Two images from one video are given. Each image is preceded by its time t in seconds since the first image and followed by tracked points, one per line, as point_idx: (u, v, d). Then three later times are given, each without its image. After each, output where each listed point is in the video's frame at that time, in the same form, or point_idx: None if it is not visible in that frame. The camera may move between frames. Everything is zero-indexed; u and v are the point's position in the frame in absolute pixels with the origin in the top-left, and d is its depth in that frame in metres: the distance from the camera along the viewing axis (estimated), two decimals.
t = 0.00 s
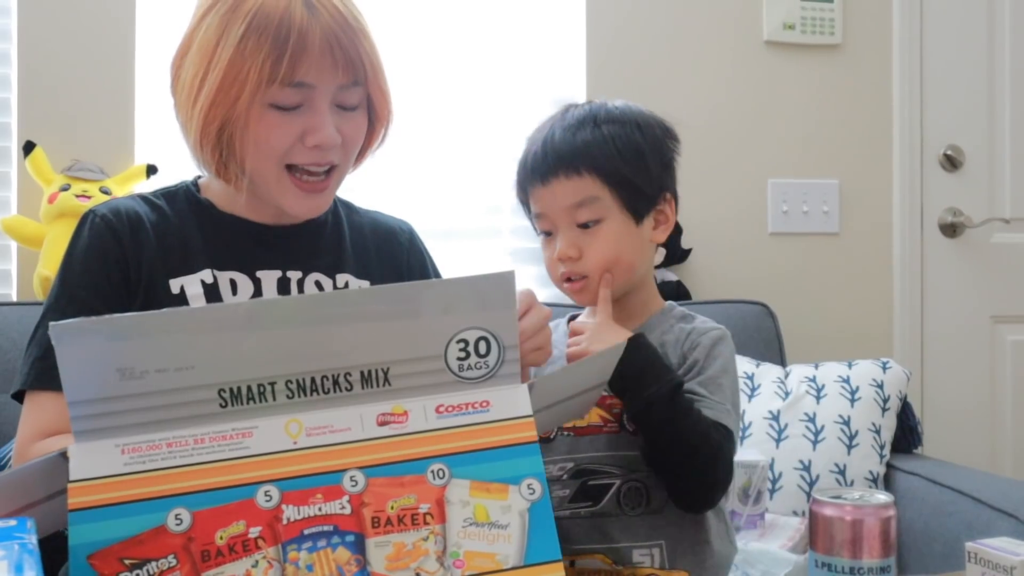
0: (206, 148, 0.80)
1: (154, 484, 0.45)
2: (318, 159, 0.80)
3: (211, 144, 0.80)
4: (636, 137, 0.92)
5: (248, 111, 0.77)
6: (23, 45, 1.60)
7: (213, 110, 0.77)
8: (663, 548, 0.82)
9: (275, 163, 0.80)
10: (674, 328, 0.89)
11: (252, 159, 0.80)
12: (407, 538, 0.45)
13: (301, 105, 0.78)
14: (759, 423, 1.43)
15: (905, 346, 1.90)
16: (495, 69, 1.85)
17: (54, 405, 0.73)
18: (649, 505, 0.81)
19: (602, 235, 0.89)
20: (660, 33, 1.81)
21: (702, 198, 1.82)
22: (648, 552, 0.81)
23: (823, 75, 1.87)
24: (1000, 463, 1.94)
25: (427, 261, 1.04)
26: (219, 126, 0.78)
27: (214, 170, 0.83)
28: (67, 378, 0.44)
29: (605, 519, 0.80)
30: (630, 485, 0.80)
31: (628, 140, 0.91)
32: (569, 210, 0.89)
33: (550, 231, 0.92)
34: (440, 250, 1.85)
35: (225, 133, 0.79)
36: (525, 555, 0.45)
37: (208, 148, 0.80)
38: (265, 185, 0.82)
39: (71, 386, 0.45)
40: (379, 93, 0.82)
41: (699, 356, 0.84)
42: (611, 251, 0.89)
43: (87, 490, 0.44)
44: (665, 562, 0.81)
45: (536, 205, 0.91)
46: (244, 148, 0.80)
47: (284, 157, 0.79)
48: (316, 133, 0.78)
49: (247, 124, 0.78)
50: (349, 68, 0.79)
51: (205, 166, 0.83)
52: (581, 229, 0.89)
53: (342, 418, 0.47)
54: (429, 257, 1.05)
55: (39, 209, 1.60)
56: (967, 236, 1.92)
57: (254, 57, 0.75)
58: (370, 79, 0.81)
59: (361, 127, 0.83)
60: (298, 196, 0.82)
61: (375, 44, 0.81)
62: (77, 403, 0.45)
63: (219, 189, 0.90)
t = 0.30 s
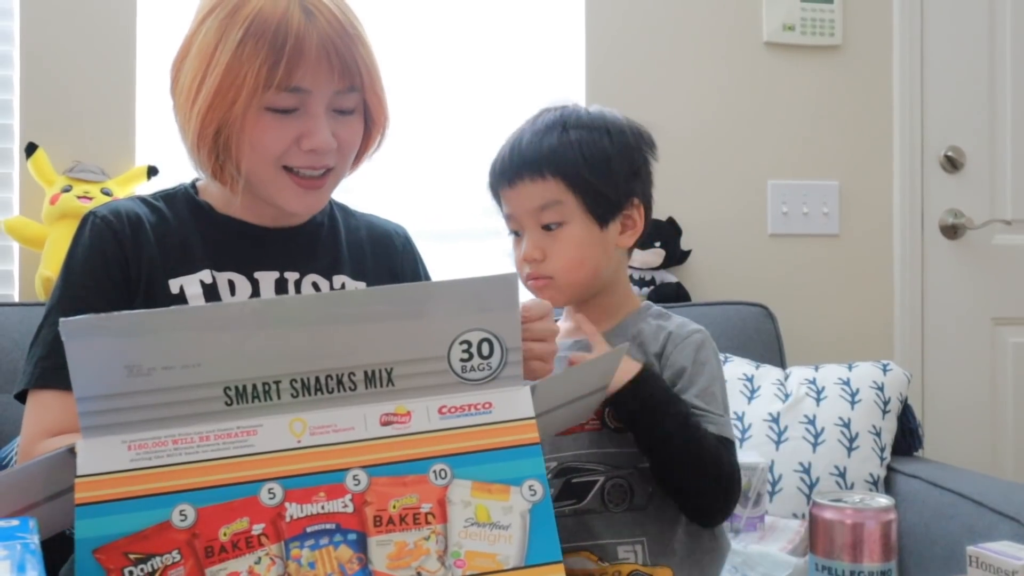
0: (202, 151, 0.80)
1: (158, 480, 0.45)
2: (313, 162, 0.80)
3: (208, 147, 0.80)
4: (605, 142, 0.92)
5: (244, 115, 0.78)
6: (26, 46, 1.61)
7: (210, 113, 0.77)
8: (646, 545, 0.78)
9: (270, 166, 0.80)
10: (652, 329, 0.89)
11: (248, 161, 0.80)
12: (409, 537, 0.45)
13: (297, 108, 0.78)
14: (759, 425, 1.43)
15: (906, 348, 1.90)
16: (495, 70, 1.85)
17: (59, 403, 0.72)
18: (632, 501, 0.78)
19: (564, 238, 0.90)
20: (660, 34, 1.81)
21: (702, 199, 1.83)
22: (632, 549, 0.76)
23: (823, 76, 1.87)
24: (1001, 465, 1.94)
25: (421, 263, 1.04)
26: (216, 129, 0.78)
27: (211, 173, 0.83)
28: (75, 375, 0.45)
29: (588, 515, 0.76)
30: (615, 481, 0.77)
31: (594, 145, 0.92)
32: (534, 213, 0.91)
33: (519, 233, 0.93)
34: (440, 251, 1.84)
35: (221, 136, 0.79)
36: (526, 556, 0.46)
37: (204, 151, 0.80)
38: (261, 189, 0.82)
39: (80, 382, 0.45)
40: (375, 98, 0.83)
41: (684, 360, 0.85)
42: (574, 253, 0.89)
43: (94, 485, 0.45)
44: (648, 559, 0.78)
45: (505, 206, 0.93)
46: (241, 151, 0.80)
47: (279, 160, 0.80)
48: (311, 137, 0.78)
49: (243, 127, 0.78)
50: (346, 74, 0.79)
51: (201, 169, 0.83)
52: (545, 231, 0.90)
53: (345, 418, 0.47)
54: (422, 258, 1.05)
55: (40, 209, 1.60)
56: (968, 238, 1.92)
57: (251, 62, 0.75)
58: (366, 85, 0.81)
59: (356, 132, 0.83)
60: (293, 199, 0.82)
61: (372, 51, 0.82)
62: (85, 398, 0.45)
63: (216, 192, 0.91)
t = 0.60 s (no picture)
0: (206, 153, 0.80)
1: (165, 481, 0.45)
2: (316, 164, 0.80)
3: (212, 150, 0.80)
4: (573, 150, 0.95)
5: (248, 118, 0.78)
6: (32, 48, 1.62)
7: (214, 117, 0.78)
8: (648, 540, 0.88)
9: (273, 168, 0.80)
10: (649, 334, 0.92)
11: (251, 162, 0.80)
12: (414, 538, 0.45)
13: (301, 111, 0.79)
14: (764, 426, 1.43)
15: (912, 349, 1.90)
16: (500, 71, 1.85)
17: (65, 406, 0.73)
18: (635, 499, 0.88)
19: (536, 247, 0.92)
20: (664, 35, 1.82)
21: (707, 200, 1.83)
22: (633, 547, 0.87)
23: (828, 76, 1.87)
24: (1007, 466, 1.94)
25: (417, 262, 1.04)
26: (220, 133, 0.79)
27: (214, 176, 0.83)
28: (83, 376, 0.45)
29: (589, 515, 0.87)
30: (613, 480, 0.87)
31: (562, 155, 0.94)
32: (507, 223, 0.93)
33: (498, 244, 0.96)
34: (446, 252, 1.84)
35: (224, 139, 0.79)
36: (531, 558, 0.46)
37: (208, 154, 0.80)
38: (263, 190, 0.82)
39: (87, 383, 0.45)
40: (377, 101, 0.83)
41: (694, 363, 0.89)
42: (546, 262, 0.92)
43: (102, 485, 0.45)
44: (651, 553, 0.88)
45: (483, 217, 0.96)
46: (244, 154, 0.80)
47: (282, 162, 0.80)
48: (314, 139, 0.78)
49: (247, 130, 0.78)
50: (349, 77, 0.80)
51: (205, 172, 0.83)
52: (518, 241, 0.93)
53: (351, 419, 0.47)
54: (421, 259, 1.05)
55: (47, 210, 1.61)
56: (975, 239, 1.92)
57: (256, 65, 0.76)
58: (368, 88, 0.82)
59: (357, 135, 0.83)
60: (296, 201, 0.82)
61: (374, 54, 0.82)
62: (94, 400, 0.46)
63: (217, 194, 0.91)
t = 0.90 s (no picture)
0: (213, 162, 0.81)
1: (178, 486, 0.46)
2: (322, 175, 0.81)
3: (218, 159, 0.81)
4: (570, 164, 0.95)
5: (255, 128, 0.78)
6: (47, 56, 1.63)
7: (221, 127, 0.78)
8: (666, 544, 0.88)
9: (280, 178, 0.81)
10: (645, 337, 0.93)
11: (258, 173, 0.81)
12: (424, 543, 0.46)
13: (307, 122, 0.79)
14: (774, 432, 1.43)
15: (923, 354, 1.89)
16: (510, 76, 1.86)
17: (77, 412, 0.73)
18: (648, 503, 0.88)
19: (540, 265, 0.92)
20: (674, 40, 1.82)
21: (716, 205, 1.83)
22: (650, 551, 0.88)
23: (838, 81, 1.87)
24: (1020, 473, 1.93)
25: (421, 265, 1.04)
26: (228, 143, 0.79)
27: (221, 184, 0.84)
28: (98, 382, 0.46)
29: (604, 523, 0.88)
30: (624, 487, 0.88)
31: (560, 169, 0.94)
32: (508, 242, 0.93)
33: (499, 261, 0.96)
34: (456, 257, 1.85)
35: (231, 148, 0.80)
36: (541, 564, 0.46)
37: (215, 163, 0.81)
38: (270, 199, 0.83)
39: (102, 389, 0.46)
40: (382, 111, 0.84)
41: (690, 365, 0.89)
42: (550, 281, 0.92)
43: (115, 490, 0.46)
44: (670, 555, 0.88)
45: (482, 237, 0.96)
46: (251, 164, 0.81)
47: (289, 172, 0.80)
48: (321, 150, 0.79)
49: (255, 140, 0.79)
50: (355, 88, 0.81)
51: (212, 181, 0.84)
52: (521, 259, 0.92)
53: (362, 424, 0.48)
54: (426, 266, 1.06)
55: (60, 216, 1.62)
56: (985, 243, 1.91)
57: (264, 76, 0.76)
58: (374, 99, 0.82)
59: (363, 145, 0.84)
60: (302, 211, 0.83)
61: (380, 65, 0.83)
62: (109, 404, 0.46)
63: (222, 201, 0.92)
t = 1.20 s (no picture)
0: (220, 170, 0.81)
1: (190, 495, 0.46)
2: (327, 183, 0.81)
3: (225, 166, 0.81)
4: (571, 174, 0.95)
5: (260, 135, 0.79)
6: (59, 66, 1.64)
7: (227, 134, 0.79)
8: (675, 551, 0.88)
9: (285, 186, 0.81)
10: (647, 344, 0.93)
11: (262, 180, 0.81)
12: (435, 553, 0.46)
13: (312, 130, 0.80)
14: (784, 440, 1.42)
15: (934, 362, 1.88)
16: (519, 85, 1.86)
17: (92, 417, 0.74)
18: (655, 513, 0.88)
19: (544, 276, 0.92)
20: (683, 49, 1.82)
21: (725, 213, 1.83)
22: (660, 559, 0.87)
23: (847, 89, 1.87)
24: None
25: (426, 271, 1.05)
26: (233, 150, 0.79)
27: (228, 193, 0.84)
28: (110, 392, 0.46)
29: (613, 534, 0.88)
30: (631, 497, 0.88)
31: (562, 180, 0.95)
32: (513, 255, 0.93)
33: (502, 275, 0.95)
34: (465, 264, 1.85)
35: (236, 156, 0.80)
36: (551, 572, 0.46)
37: (221, 170, 0.81)
38: (275, 207, 0.83)
39: (115, 398, 0.46)
40: (388, 120, 0.84)
41: (691, 373, 0.89)
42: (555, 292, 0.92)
43: (125, 500, 0.46)
44: (680, 562, 0.88)
45: (485, 252, 0.95)
46: (255, 171, 0.81)
47: (293, 180, 0.81)
48: (325, 158, 0.79)
49: (260, 147, 0.79)
50: (361, 97, 0.81)
51: (219, 189, 0.84)
52: (526, 271, 0.92)
53: (373, 434, 0.48)
54: (433, 272, 1.06)
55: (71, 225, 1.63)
56: (996, 251, 1.91)
57: (269, 83, 0.77)
58: (380, 108, 0.83)
59: (368, 154, 0.84)
60: (306, 220, 0.83)
61: (385, 75, 0.83)
62: (120, 413, 0.47)
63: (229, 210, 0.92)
